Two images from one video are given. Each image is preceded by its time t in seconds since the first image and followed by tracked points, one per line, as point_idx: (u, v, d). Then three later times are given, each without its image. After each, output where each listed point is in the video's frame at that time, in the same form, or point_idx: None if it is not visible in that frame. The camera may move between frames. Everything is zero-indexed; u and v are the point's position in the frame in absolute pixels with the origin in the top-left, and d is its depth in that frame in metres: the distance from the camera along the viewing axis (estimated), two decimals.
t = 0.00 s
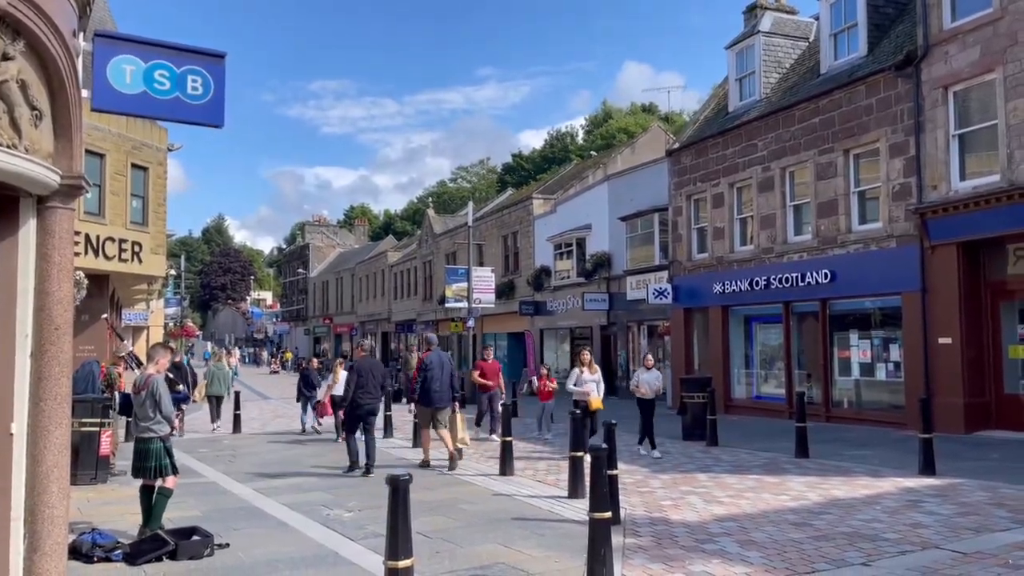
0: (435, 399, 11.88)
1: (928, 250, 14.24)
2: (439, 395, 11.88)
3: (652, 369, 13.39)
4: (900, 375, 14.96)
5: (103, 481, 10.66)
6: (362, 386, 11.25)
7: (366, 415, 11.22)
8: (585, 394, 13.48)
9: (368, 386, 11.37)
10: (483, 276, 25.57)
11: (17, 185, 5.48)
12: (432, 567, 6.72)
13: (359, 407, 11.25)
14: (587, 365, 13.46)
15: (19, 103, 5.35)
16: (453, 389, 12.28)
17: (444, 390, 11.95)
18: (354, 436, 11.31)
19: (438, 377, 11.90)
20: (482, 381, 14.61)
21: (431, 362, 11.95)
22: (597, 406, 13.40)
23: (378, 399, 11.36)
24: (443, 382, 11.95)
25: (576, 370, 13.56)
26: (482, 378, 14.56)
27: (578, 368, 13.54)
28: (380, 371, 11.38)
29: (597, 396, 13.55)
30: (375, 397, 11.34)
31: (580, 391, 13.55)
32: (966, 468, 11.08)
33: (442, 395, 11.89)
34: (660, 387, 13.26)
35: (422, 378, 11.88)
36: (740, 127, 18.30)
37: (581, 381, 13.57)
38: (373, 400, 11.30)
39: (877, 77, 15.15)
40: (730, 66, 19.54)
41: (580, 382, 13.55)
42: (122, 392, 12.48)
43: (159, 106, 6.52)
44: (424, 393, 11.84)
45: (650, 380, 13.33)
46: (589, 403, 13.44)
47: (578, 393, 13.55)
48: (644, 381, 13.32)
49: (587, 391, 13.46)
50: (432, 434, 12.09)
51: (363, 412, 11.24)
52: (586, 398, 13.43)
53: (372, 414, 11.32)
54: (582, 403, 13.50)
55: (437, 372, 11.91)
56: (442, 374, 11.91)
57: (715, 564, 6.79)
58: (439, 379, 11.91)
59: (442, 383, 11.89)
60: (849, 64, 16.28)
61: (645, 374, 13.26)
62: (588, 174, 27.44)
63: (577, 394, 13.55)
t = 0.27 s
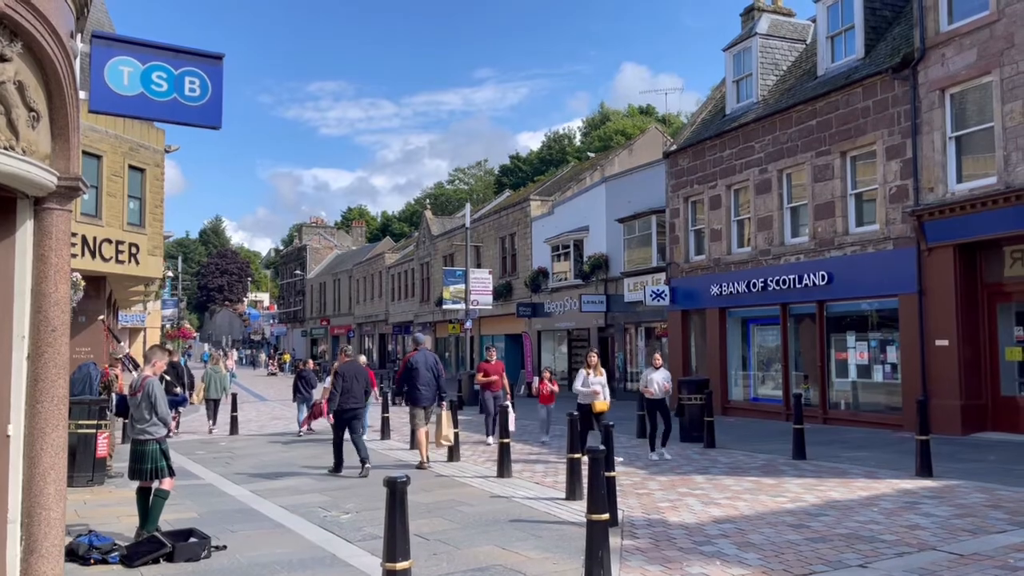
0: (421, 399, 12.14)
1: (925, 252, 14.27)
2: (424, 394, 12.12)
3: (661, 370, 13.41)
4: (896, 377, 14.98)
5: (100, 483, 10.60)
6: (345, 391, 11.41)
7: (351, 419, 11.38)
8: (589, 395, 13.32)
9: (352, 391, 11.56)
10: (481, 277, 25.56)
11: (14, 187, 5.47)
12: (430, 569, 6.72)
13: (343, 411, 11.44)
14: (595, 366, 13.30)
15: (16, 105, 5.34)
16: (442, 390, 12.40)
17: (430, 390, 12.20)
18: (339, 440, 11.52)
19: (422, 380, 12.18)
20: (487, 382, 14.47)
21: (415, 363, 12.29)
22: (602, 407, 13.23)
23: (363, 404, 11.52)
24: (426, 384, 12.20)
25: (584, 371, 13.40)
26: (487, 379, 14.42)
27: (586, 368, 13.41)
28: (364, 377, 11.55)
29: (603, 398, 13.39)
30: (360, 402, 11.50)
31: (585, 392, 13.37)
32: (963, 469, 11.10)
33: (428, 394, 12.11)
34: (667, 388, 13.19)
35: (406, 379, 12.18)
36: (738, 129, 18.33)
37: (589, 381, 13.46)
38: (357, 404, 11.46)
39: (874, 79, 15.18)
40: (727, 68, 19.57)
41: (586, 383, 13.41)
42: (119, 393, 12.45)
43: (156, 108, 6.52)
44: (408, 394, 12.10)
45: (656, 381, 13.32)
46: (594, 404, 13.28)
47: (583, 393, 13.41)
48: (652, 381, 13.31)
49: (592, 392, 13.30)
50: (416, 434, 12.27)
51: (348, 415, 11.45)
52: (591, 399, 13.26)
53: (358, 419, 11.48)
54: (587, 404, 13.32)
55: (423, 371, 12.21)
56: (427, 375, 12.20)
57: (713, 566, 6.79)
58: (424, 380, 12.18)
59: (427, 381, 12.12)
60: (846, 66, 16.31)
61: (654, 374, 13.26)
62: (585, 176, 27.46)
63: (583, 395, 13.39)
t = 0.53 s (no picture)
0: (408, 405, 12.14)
1: (921, 255, 14.30)
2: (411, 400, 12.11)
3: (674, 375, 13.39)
4: (893, 380, 15.00)
5: (95, 487, 10.60)
6: (330, 390, 11.88)
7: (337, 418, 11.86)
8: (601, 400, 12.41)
9: (336, 392, 12.09)
10: (478, 280, 25.56)
11: (11, 190, 5.46)
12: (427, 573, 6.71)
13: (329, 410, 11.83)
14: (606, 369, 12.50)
15: (12, 108, 5.33)
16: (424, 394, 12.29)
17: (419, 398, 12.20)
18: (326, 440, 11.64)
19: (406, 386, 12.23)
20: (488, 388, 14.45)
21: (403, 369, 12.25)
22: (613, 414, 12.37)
23: (346, 403, 12.02)
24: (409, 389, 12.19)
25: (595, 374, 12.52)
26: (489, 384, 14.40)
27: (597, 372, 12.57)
28: (348, 377, 12.17)
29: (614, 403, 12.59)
30: (344, 401, 11.98)
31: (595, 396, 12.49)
32: (959, 473, 11.11)
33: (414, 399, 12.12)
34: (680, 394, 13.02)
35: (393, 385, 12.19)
36: (734, 133, 18.36)
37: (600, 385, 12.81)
38: (342, 403, 11.94)
39: (870, 82, 15.22)
40: (723, 72, 19.62)
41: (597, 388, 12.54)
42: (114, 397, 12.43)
43: (153, 111, 6.52)
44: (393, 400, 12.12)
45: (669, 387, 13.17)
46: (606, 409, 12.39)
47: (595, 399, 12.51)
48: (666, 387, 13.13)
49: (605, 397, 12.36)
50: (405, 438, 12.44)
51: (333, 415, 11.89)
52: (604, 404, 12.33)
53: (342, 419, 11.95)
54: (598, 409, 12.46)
55: (412, 377, 12.19)
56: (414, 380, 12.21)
57: (710, 569, 6.79)
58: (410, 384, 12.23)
59: (415, 388, 12.05)
60: (842, 70, 16.35)
61: (666, 380, 13.08)
62: (582, 179, 27.49)
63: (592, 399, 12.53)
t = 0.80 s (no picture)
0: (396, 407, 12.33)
1: (916, 260, 14.34)
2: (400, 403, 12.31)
3: (684, 380, 13.45)
4: (889, 385, 15.02)
5: (90, 493, 10.54)
6: (317, 398, 12.00)
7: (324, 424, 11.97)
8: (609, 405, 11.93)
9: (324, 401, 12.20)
10: (474, 286, 25.55)
11: (6, 196, 5.45)
12: None
13: (315, 418, 11.92)
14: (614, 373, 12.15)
15: (8, 114, 5.32)
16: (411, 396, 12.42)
17: (406, 397, 12.55)
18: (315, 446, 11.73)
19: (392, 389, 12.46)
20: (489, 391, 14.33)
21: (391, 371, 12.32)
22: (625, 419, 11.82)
23: (334, 411, 12.13)
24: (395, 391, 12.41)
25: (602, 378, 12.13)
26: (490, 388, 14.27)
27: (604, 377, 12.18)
28: (336, 386, 12.30)
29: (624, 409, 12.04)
30: (332, 409, 12.10)
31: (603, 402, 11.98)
32: (956, 477, 11.13)
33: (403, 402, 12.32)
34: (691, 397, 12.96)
35: (383, 389, 12.19)
36: (730, 138, 18.41)
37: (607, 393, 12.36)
38: (330, 410, 12.05)
39: (865, 88, 15.27)
40: (719, 77, 19.67)
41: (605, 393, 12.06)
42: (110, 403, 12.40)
43: (150, 117, 6.52)
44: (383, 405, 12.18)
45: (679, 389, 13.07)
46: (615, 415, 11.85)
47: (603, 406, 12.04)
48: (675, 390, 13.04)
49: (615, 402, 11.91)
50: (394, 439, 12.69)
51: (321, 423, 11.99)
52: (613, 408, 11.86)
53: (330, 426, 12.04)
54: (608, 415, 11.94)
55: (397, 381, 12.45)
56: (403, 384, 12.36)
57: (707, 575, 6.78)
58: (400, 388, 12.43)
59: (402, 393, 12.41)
60: (837, 76, 16.40)
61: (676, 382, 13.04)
62: (578, 185, 27.52)
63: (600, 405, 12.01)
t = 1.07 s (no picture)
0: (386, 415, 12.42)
1: (911, 268, 14.39)
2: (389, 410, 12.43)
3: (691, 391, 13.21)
4: (884, 392, 15.03)
5: (84, 503, 10.48)
6: (305, 404, 12.00)
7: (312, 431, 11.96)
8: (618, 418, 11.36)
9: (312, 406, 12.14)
10: (470, 294, 25.55)
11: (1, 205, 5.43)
12: None
13: (304, 424, 11.96)
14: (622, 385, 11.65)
15: (4, 123, 5.33)
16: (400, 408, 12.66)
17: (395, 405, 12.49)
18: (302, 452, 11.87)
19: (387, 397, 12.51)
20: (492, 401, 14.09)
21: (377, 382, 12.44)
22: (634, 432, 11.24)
23: (323, 417, 12.12)
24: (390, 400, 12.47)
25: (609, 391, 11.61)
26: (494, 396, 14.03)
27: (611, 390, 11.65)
28: (324, 391, 12.23)
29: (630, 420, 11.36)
30: (320, 414, 12.14)
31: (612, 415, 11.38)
32: (951, 485, 11.13)
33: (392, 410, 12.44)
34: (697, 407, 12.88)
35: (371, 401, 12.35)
36: (725, 146, 18.46)
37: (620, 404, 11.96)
38: (318, 416, 12.09)
39: (859, 96, 15.34)
40: (714, 86, 19.74)
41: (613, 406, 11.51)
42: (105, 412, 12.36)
43: (146, 126, 6.52)
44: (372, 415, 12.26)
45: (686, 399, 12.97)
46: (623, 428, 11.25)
47: (612, 420, 11.50)
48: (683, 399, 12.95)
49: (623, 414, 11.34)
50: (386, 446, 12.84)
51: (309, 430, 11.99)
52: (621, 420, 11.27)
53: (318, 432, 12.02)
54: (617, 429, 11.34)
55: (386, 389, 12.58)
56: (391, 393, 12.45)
57: None
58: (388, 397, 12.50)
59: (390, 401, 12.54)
60: (832, 84, 16.47)
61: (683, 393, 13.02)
62: (574, 193, 27.57)
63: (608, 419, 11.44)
